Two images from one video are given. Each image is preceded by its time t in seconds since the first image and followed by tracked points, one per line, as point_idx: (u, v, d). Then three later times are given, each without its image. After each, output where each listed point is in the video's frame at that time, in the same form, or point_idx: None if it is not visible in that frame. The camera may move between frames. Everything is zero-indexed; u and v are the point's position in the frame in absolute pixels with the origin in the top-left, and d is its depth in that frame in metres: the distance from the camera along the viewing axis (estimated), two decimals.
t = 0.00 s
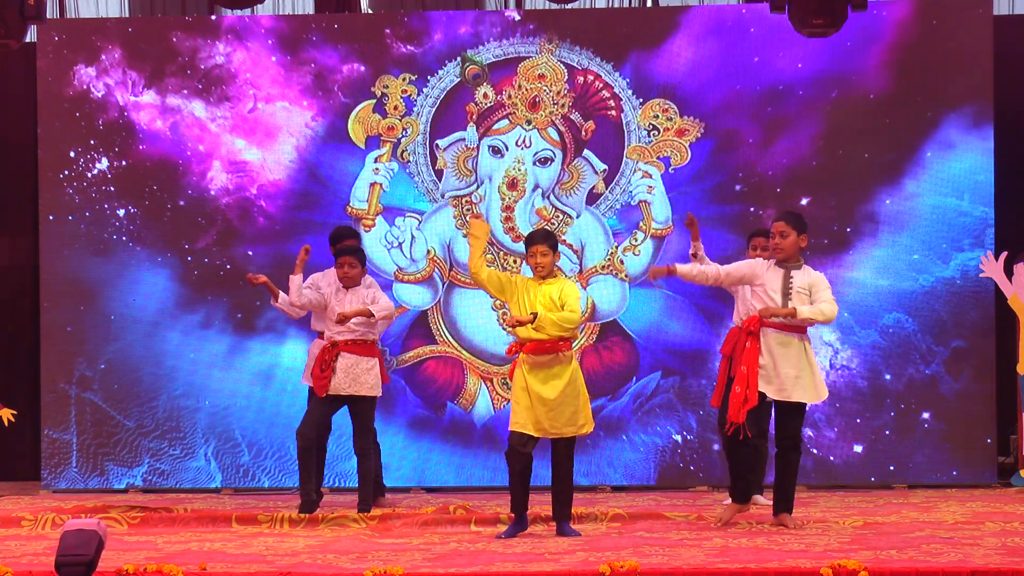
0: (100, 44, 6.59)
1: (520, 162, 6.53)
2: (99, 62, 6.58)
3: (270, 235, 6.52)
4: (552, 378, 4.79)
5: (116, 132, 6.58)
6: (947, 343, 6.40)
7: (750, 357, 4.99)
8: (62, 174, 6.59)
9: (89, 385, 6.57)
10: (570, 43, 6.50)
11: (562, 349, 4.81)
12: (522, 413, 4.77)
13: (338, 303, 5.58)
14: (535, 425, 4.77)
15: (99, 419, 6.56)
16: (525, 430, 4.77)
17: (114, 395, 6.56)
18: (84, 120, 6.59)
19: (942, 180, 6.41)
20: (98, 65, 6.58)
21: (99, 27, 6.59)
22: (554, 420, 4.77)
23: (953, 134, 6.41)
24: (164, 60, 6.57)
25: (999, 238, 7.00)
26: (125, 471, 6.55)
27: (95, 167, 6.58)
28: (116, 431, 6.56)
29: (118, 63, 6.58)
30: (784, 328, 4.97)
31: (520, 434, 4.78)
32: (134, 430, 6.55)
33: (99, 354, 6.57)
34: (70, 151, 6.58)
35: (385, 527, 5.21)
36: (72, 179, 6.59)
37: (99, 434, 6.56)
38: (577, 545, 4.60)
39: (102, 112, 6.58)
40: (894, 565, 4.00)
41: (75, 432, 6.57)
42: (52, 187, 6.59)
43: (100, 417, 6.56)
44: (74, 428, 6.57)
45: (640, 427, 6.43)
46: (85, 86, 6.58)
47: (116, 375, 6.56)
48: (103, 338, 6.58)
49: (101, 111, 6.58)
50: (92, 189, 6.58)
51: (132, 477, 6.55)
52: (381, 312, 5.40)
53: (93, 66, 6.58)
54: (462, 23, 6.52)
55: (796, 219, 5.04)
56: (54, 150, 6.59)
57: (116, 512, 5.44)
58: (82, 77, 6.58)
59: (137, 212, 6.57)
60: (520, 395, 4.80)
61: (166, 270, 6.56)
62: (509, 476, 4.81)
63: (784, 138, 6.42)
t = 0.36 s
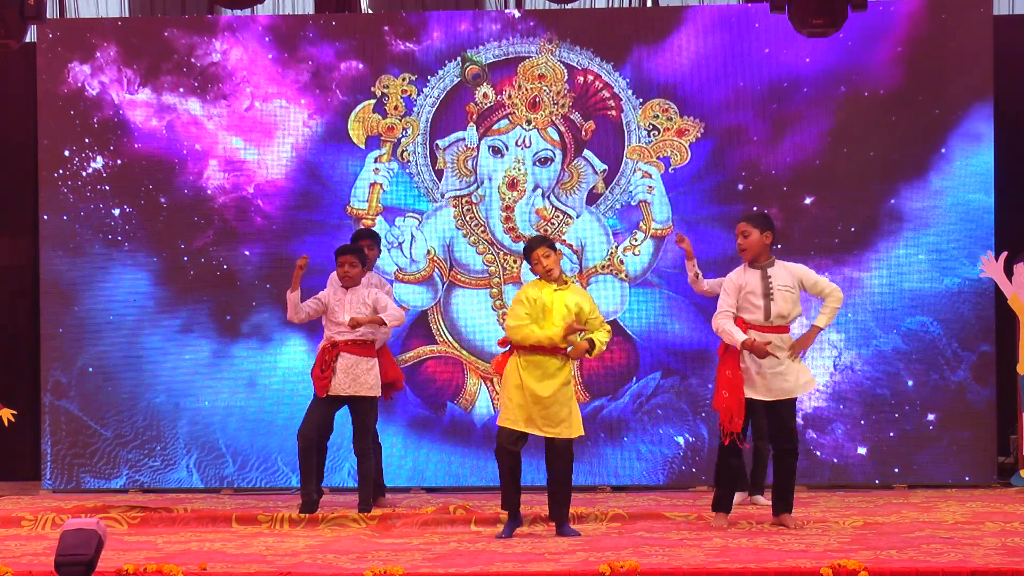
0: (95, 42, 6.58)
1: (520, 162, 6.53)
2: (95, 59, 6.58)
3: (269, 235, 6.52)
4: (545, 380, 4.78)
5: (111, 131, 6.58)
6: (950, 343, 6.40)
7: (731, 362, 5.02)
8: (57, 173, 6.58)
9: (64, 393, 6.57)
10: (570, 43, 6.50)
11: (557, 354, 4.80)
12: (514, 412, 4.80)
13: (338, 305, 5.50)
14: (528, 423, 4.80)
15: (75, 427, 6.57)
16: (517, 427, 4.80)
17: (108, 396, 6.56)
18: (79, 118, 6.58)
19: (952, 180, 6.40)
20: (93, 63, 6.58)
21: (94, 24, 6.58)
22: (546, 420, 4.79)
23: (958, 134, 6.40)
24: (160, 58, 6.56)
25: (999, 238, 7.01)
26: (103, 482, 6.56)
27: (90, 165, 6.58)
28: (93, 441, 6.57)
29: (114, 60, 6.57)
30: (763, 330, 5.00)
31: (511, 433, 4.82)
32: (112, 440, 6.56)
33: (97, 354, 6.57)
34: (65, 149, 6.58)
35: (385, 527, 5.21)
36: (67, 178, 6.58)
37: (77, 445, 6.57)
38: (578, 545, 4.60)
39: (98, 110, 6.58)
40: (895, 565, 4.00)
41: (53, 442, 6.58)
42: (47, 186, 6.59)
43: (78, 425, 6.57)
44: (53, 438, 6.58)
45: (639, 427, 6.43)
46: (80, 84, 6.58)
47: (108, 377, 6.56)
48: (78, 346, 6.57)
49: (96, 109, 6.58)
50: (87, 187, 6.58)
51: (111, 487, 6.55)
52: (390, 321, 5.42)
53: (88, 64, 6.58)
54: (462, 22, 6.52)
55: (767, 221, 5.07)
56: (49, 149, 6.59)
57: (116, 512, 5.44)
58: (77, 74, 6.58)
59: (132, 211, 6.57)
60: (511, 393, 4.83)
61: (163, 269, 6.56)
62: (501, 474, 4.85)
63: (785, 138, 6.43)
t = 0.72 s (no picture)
0: (91, 40, 6.58)
1: (520, 162, 6.53)
2: (90, 57, 6.58)
3: (268, 235, 6.52)
4: (556, 381, 4.80)
5: (106, 129, 6.58)
6: (951, 343, 6.39)
7: (709, 366, 5.02)
8: (52, 172, 6.58)
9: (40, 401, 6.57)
10: (570, 43, 6.50)
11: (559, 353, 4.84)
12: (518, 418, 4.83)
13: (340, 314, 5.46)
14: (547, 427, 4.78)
15: (51, 436, 6.57)
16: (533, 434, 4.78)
17: (105, 396, 6.56)
18: (74, 116, 6.58)
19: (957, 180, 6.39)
20: (89, 61, 6.58)
21: (90, 22, 6.58)
22: (562, 423, 4.80)
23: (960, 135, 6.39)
24: (157, 56, 6.57)
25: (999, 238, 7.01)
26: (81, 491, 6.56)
27: (85, 164, 6.58)
28: (71, 452, 6.56)
29: (109, 58, 6.57)
30: (736, 332, 4.99)
31: (530, 439, 4.78)
32: (88, 450, 6.56)
33: (95, 353, 6.57)
34: (60, 148, 6.58)
35: (385, 527, 5.21)
36: (62, 177, 6.58)
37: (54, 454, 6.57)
38: (578, 546, 4.60)
39: (94, 108, 6.58)
40: (895, 565, 4.01)
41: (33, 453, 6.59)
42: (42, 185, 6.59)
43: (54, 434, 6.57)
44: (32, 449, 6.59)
45: (640, 427, 6.43)
46: (75, 82, 6.58)
47: (106, 377, 6.56)
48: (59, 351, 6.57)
49: (91, 108, 6.58)
50: (82, 186, 6.58)
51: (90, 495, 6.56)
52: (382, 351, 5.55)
53: (83, 62, 6.58)
54: (461, 22, 6.52)
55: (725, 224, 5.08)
56: (44, 148, 6.59)
57: (116, 511, 5.44)
58: (72, 72, 6.58)
59: (128, 210, 6.57)
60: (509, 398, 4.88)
61: (161, 268, 6.56)
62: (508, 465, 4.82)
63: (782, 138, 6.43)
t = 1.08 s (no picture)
0: (86, 37, 6.59)
1: (520, 162, 6.53)
2: (86, 55, 6.59)
3: (267, 234, 6.52)
4: (528, 383, 4.78)
5: (101, 127, 6.58)
6: (951, 343, 6.39)
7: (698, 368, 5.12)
8: (47, 171, 6.58)
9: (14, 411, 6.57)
10: (569, 43, 6.50)
11: (534, 352, 4.82)
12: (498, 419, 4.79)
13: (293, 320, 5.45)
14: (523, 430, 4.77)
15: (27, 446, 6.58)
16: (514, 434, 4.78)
17: (102, 397, 6.56)
18: (69, 115, 6.58)
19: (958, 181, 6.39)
20: (84, 58, 6.59)
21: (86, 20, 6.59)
22: (537, 423, 4.78)
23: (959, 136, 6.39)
24: (153, 54, 6.57)
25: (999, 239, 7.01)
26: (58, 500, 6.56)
27: (80, 163, 6.58)
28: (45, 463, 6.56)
29: (104, 56, 6.58)
30: (722, 336, 5.03)
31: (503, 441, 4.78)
32: (60, 462, 6.56)
33: (94, 353, 6.58)
34: (55, 147, 6.58)
35: (385, 527, 5.21)
36: (57, 176, 6.58)
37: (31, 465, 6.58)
38: (578, 546, 4.60)
39: (89, 107, 6.58)
40: (895, 565, 4.00)
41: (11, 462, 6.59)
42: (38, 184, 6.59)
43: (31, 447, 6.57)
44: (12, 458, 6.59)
45: (640, 427, 6.43)
46: (70, 80, 6.59)
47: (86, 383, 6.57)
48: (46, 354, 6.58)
49: (87, 106, 6.58)
50: (77, 184, 6.58)
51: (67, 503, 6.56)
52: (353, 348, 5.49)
53: (78, 59, 6.59)
54: (460, 22, 6.52)
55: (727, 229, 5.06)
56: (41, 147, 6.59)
57: (116, 512, 5.44)
58: (67, 70, 6.59)
59: (124, 210, 6.57)
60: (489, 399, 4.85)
61: (159, 268, 6.56)
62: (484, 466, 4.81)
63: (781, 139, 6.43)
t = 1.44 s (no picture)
0: (81, 35, 6.59)
1: (520, 162, 6.53)
2: (81, 52, 6.59)
3: (266, 234, 6.52)
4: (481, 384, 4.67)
5: (97, 126, 6.58)
6: (952, 343, 6.39)
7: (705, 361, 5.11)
8: (42, 169, 6.59)
9: None
10: (569, 43, 6.50)
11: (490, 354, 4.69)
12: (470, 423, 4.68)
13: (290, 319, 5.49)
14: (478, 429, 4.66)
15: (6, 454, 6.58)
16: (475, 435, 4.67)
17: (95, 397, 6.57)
18: (64, 113, 6.58)
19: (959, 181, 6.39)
20: (79, 56, 6.59)
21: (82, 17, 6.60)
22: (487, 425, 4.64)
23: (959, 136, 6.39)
24: (148, 52, 6.57)
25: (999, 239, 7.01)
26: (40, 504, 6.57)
27: (75, 162, 6.58)
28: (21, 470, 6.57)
29: (100, 54, 6.58)
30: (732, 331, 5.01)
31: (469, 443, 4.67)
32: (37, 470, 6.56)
33: (92, 353, 6.58)
34: (49, 146, 6.58)
35: (385, 527, 5.22)
36: (52, 175, 6.59)
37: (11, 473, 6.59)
38: (578, 546, 4.60)
39: (83, 105, 6.58)
40: (895, 565, 4.00)
41: None
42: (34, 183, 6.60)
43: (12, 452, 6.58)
44: None
45: (640, 427, 6.43)
46: (65, 79, 6.59)
47: (71, 387, 6.58)
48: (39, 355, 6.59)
49: (81, 104, 6.58)
50: (72, 183, 6.58)
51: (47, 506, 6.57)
52: (300, 345, 5.28)
53: (73, 57, 6.59)
54: (459, 21, 6.52)
55: (784, 230, 4.96)
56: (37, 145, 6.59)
57: (116, 512, 5.45)
58: (62, 67, 6.59)
59: (119, 210, 6.57)
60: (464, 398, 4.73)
61: (156, 268, 6.56)
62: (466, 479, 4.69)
63: (781, 138, 6.43)
